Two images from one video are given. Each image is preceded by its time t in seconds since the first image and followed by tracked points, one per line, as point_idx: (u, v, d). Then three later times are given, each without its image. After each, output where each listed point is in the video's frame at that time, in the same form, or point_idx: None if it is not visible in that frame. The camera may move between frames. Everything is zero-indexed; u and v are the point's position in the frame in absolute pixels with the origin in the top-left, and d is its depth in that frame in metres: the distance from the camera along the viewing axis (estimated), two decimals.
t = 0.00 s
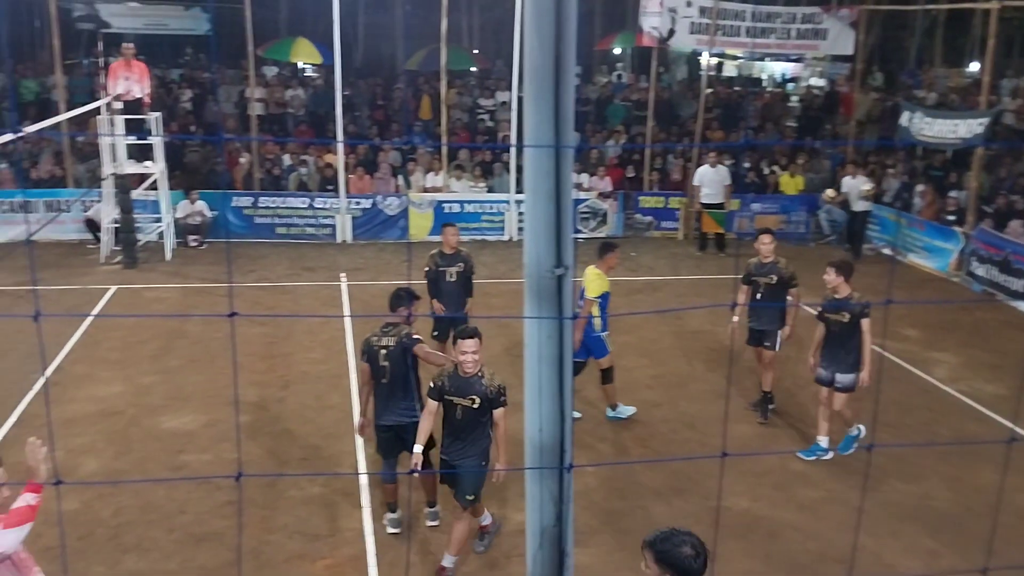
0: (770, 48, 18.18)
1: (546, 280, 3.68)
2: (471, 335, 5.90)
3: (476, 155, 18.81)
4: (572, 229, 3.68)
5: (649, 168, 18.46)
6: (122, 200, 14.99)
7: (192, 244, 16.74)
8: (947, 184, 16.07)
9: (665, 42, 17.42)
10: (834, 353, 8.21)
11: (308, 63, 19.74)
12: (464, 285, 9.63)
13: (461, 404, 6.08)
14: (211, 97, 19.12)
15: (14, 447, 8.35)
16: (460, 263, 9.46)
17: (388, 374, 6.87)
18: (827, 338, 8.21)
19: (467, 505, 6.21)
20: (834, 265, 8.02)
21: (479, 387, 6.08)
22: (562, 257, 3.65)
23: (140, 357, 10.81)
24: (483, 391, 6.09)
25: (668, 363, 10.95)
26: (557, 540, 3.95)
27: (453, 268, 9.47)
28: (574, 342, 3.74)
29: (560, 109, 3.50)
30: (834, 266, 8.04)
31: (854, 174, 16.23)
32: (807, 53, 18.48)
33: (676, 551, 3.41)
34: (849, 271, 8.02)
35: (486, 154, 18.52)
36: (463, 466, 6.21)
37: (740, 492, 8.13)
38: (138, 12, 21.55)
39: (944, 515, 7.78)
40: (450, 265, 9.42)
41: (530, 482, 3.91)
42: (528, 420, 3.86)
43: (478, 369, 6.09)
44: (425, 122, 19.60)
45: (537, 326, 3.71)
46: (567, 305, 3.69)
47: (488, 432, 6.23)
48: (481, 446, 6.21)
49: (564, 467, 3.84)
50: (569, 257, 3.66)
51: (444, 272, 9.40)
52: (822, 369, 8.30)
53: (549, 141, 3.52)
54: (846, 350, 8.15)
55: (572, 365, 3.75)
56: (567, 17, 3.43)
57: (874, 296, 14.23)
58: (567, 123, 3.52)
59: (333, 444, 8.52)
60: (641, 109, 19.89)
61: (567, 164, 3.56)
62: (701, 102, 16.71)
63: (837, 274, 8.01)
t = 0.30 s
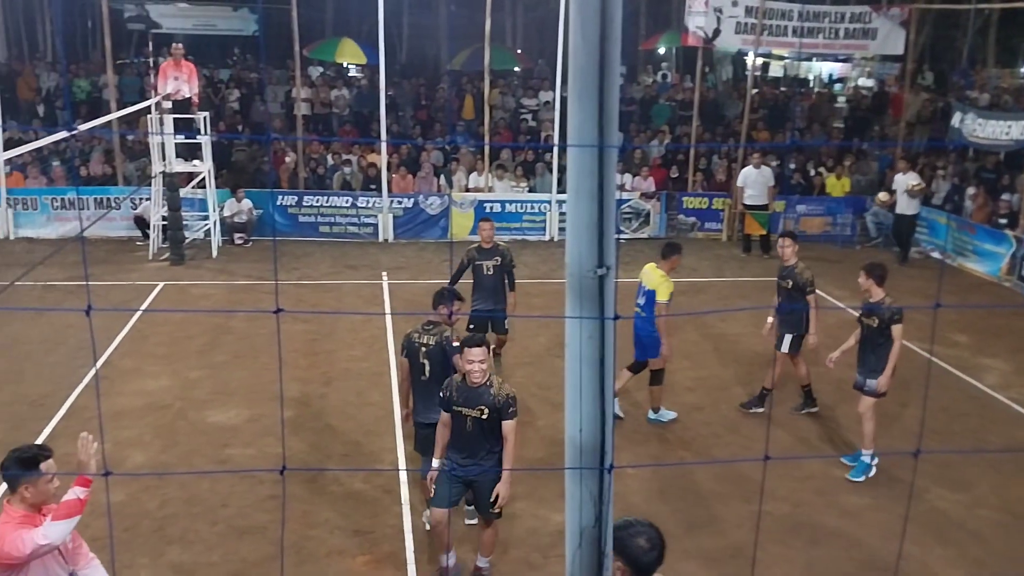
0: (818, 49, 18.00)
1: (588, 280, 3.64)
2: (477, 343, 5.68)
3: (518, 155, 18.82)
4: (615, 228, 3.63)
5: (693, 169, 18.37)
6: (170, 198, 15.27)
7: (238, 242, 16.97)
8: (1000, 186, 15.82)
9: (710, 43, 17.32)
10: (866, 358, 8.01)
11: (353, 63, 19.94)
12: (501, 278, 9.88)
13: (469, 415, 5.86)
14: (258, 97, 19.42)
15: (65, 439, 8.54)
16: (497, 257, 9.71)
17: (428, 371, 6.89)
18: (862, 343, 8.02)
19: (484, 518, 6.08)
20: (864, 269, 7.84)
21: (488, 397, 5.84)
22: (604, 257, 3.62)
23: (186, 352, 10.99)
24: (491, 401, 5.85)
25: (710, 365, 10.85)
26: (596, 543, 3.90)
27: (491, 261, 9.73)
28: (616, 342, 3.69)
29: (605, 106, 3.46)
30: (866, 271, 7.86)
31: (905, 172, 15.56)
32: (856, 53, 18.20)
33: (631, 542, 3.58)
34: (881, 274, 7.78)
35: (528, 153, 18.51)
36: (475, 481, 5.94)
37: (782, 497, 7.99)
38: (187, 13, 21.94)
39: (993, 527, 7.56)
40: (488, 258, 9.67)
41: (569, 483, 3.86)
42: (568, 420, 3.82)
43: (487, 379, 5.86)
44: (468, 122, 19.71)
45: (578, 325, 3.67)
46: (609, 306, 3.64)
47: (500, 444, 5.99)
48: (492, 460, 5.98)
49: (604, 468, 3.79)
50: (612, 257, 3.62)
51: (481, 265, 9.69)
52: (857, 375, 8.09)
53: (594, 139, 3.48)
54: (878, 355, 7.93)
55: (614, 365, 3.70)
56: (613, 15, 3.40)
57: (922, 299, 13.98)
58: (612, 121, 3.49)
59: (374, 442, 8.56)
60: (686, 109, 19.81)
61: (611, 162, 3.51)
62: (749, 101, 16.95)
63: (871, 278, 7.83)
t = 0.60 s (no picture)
0: (853, 48, 17.84)
1: (619, 280, 3.63)
2: (466, 360, 5.30)
3: (550, 154, 18.82)
4: (646, 228, 3.62)
5: (726, 170, 18.29)
6: (205, 196, 15.46)
7: (271, 240, 17.15)
8: None
9: (744, 42, 17.26)
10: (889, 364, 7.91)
11: (386, 63, 20.06)
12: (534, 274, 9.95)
13: (460, 432, 5.56)
14: (292, 97, 19.61)
15: (101, 433, 8.67)
16: (531, 255, 9.77)
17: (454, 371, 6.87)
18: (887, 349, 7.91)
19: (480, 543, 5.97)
20: (891, 275, 7.75)
21: (479, 413, 5.52)
22: (636, 257, 3.60)
23: (220, 348, 11.12)
24: (483, 417, 5.54)
25: (741, 368, 10.77)
26: (625, 544, 3.88)
27: (524, 258, 9.79)
28: (646, 342, 3.68)
29: (637, 105, 3.45)
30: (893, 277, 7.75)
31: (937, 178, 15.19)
32: (892, 53, 17.98)
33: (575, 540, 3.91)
34: (908, 281, 7.66)
35: (559, 153, 18.49)
36: (462, 503, 5.63)
37: (814, 500, 7.89)
38: (223, 13, 22.22)
39: None
40: (521, 256, 9.72)
41: (599, 483, 3.85)
42: (598, 420, 3.81)
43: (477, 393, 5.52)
44: (499, 122, 19.76)
45: (609, 325, 3.66)
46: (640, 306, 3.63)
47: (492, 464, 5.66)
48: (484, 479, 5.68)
49: (634, 469, 3.78)
50: (643, 257, 3.60)
51: (515, 262, 9.73)
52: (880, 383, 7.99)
53: (626, 139, 3.47)
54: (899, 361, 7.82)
55: (644, 365, 3.69)
56: (645, 15, 3.38)
57: (959, 303, 13.76)
58: (644, 122, 3.47)
59: (404, 440, 8.59)
60: (719, 109, 19.74)
61: (643, 162, 3.50)
62: (782, 103, 16.84)
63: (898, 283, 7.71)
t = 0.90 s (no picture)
0: (878, 47, 17.70)
1: (639, 280, 3.62)
2: (458, 372, 5.24)
3: (571, 154, 18.79)
4: (668, 228, 3.61)
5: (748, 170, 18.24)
6: (228, 194, 15.57)
7: (293, 239, 17.26)
8: None
9: (767, 41, 17.20)
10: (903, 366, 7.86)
11: (408, 62, 20.14)
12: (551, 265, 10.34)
13: (453, 445, 5.45)
14: (314, 96, 19.71)
15: (124, 428, 8.76)
16: (547, 247, 10.12)
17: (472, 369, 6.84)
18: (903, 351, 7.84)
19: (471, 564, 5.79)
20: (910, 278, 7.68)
21: (473, 426, 5.42)
22: (657, 257, 3.59)
23: (242, 345, 11.20)
24: (477, 429, 5.45)
25: (762, 369, 10.71)
26: (644, 545, 3.87)
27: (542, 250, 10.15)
28: (667, 342, 3.67)
29: (658, 104, 3.44)
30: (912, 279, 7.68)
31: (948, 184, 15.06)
32: (917, 52, 17.83)
33: (524, 525, 3.79)
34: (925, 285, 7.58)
35: (581, 153, 18.46)
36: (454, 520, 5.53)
37: (835, 503, 7.83)
38: (247, 12, 22.34)
39: None
40: (539, 247, 10.06)
41: (618, 484, 3.84)
42: (618, 420, 3.80)
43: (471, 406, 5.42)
44: (521, 121, 19.78)
45: (629, 325, 3.65)
46: (661, 306, 3.62)
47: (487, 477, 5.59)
48: (481, 492, 5.58)
49: (654, 469, 3.77)
50: (664, 257, 3.59)
51: (535, 254, 10.09)
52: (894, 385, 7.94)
53: (647, 138, 3.46)
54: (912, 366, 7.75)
55: (664, 365, 3.68)
56: (669, 13, 3.36)
57: (984, 305, 13.61)
58: (667, 120, 3.46)
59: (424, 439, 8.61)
60: (741, 108, 19.66)
61: (665, 162, 3.49)
62: (806, 102, 16.74)
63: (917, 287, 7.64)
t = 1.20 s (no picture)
0: (894, 46, 17.63)
1: (653, 280, 3.61)
2: (459, 388, 5.01)
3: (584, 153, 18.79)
4: (681, 228, 3.59)
5: (763, 170, 18.21)
6: (242, 192, 15.64)
7: (306, 237, 17.33)
8: None
9: (782, 40, 17.17)
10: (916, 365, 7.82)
11: (422, 61, 20.20)
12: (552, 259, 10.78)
13: (450, 467, 5.10)
14: (328, 94, 19.78)
15: (138, 425, 8.80)
16: (549, 243, 10.58)
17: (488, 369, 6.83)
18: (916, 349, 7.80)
19: None
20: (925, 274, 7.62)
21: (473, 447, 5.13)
22: (671, 256, 3.58)
23: (255, 343, 11.24)
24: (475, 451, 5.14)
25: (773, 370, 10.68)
26: (657, 545, 3.86)
27: (544, 246, 10.58)
28: (681, 343, 3.66)
29: (673, 104, 3.43)
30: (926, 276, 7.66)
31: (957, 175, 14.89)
32: (933, 51, 17.74)
33: (480, 498, 3.74)
34: (940, 281, 7.52)
35: (594, 151, 18.46)
36: (452, 547, 5.17)
37: (849, 505, 7.79)
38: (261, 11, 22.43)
39: None
40: (541, 244, 10.51)
41: (631, 484, 3.83)
42: (630, 420, 3.79)
43: (468, 427, 5.15)
44: (534, 120, 19.80)
45: (643, 324, 3.64)
46: (675, 306, 3.61)
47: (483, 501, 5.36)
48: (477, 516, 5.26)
49: (666, 469, 3.76)
50: (678, 256, 3.58)
51: (538, 250, 10.52)
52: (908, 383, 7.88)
53: (662, 137, 3.45)
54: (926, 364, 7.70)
55: (678, 366, 3.67)
56: (683, 11, 3.35)
57: (1000, 306, 13.52)
58: (680, 119, 3.45)
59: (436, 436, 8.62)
60: (756, 108, 19.62)
61: (679, 160, 3.47)
62: (820, 101, 16.68)
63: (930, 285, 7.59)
